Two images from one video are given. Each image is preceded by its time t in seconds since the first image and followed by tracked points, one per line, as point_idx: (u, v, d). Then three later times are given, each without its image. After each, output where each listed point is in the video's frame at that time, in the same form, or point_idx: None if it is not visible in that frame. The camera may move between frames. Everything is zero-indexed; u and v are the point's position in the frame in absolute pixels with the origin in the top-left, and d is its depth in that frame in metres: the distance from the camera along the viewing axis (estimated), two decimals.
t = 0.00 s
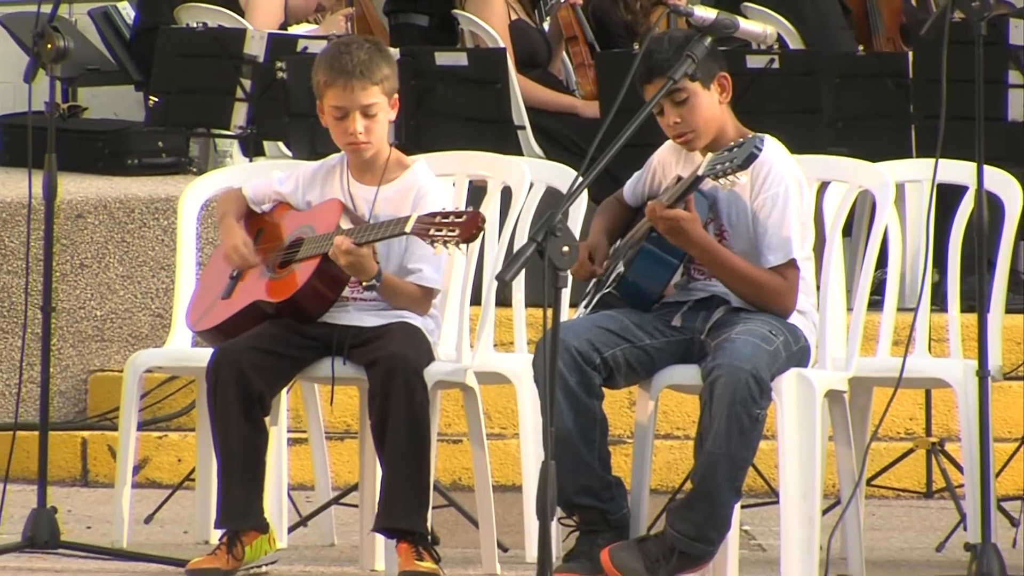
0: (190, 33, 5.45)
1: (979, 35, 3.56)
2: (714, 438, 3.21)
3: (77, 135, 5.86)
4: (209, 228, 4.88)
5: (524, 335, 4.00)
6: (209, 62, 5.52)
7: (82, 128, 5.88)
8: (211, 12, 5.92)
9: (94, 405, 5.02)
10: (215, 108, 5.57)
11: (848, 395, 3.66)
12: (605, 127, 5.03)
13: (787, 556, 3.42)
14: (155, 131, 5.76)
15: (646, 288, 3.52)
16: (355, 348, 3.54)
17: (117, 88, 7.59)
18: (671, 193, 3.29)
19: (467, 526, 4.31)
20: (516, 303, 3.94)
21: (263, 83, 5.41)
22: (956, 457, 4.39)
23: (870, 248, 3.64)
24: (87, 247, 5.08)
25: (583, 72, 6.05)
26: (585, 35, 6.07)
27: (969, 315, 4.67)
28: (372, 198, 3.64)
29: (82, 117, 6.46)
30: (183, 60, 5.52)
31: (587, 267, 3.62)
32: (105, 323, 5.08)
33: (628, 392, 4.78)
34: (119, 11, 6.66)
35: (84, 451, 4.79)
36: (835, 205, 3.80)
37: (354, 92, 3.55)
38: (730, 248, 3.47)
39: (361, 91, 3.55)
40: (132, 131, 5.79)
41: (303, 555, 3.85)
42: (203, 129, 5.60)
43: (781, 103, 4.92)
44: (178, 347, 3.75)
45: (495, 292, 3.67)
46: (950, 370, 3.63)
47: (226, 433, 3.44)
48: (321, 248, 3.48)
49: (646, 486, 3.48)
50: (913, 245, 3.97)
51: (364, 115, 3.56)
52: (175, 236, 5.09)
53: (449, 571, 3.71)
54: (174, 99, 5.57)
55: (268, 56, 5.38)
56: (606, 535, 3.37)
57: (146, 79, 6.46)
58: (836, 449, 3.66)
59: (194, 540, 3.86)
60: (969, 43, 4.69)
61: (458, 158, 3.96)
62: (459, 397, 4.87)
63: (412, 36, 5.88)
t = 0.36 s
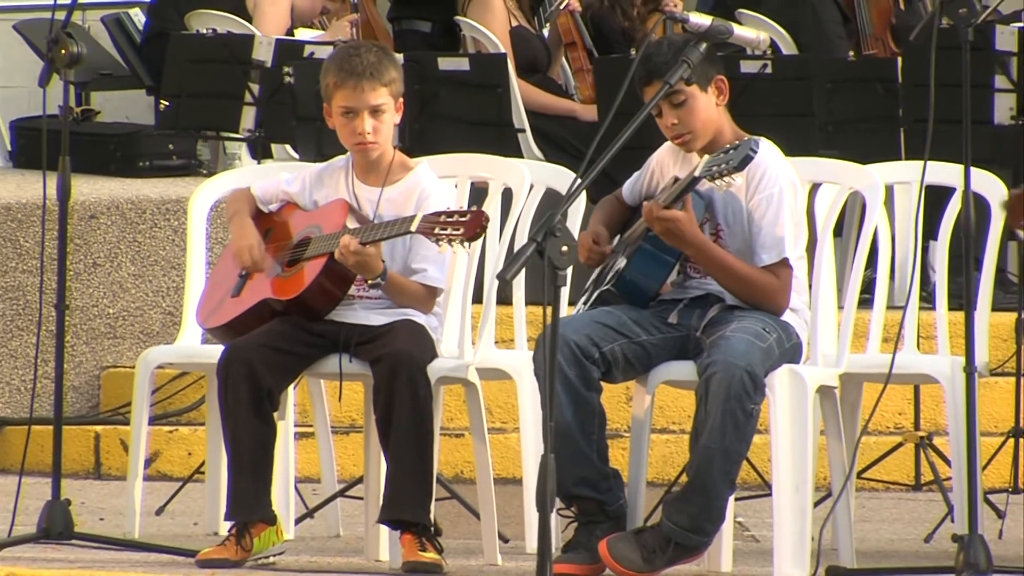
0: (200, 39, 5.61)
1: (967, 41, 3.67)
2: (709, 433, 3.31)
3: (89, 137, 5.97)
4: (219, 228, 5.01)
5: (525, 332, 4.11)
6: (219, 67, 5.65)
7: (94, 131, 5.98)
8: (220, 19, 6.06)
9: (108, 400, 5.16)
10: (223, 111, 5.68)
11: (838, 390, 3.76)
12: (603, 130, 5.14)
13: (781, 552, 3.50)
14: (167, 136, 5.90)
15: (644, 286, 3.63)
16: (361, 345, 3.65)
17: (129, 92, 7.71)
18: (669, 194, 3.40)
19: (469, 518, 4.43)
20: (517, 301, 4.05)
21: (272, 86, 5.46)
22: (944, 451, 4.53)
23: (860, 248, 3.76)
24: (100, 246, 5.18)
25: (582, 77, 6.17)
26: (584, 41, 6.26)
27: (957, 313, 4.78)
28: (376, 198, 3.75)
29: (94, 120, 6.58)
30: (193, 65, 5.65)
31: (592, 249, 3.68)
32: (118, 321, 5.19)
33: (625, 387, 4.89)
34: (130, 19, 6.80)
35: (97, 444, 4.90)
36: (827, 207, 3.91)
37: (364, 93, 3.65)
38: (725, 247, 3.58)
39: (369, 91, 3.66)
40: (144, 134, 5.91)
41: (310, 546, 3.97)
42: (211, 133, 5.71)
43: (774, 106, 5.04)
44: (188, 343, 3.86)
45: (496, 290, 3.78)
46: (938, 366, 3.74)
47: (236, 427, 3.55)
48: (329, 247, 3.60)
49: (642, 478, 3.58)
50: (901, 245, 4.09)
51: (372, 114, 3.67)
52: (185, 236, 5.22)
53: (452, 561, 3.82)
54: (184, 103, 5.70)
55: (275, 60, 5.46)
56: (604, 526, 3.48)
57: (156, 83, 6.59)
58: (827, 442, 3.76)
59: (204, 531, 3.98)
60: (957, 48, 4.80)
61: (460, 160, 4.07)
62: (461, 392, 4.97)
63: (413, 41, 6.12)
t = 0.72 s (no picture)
0: (210, 40, 5.72)
1: (954, 43, 3.78)
2: (705, 423, 3.43)
3: (102, 136, 6.06)
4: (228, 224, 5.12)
5: (525, 326, 4.22)
6: (227, 67, 5.76)
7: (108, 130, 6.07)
8: (226, 20, 6.18)
9: (120, 391, 5.28)
10: (233, 112, 5.78)
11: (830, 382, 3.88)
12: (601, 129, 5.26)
13: (774, 539, 3.61)
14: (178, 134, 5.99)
15: (641, 280, 3.74)
16: (366, 337, 3.76)
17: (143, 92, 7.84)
18: (665, 190, 3.50)
19: (471, 505, 4.55)
20: (517, 295, 4.16)
21: (280, 87, 5.59)
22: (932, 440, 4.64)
23: (851, 243, 3.87)
24: (113, 242, 5.31)
25: (580, 77, 6.28)
26: (582, 43, 6.38)
27: (945, 307, 4.90)
28: (381, 196, 3.86)
29: (108, 119, 6.70)
30: (203, 66, 5.77)
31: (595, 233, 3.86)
32: (130, 314, 5.32)
33: (623, 377, 5.02)
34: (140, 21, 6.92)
35: (110, 434, 5.05)
36: (818, 203, 4.03)
37: (373, 91, 3.77)
38: (719, 243, 3.68)
39: (378, 90, 3.77)
40: (155, 133, 6.03)
41: (317, 532, 4.09)
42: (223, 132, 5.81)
43: (767, 106, 5.17)
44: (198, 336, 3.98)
45: (496, 283, 3.89)
46: (926, 359, 3.85)
47: (245, 418, 3.66)
48: (334, 243, 3.70)
49: (640, 468, 3.71)
50: (890, 241, 4.21)
51: (381, 113, 3.78)
52: (195, 232, 5.33)
53: (455, 547, 3.94)
54: (195, 103, 5.80)
55: (283, 62, 5.59)
56: (602, 514, 3.59)
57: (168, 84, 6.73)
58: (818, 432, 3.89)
59: (213, 519, 4.12)
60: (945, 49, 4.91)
61: (463, 157, 4.19)
62: (463, 383, 5.10)
63: (417, 42, 6.37)
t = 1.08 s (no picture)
0: (219, 34, 5.83)
1: (939, 37, 3.89)
2: (699, 406, 3.55)
3: (114, 128, 6.19)
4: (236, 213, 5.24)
5: (525, 311, 4.35)
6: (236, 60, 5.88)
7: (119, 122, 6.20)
8: (240, 17, 6.30)
9: (133, 375, 5.42)
10: (241, 104, 5.89)
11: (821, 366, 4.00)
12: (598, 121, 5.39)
13: (767, 515, 3.72)
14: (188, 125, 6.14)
15: (635, 268, 3.87)
16: (371, 323, 3.87)
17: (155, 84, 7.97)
18: (659, 179, 3.62)
19: (472, 485, 4.69)
20: (517, 281, 4.29)
21: (286, 79, 5.81)
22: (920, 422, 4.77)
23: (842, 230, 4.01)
24: (125, 230, 5.45)
25: (578, 70, 6.40)
26: (580, 37, 6.52)
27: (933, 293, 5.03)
28: (385, 184, 3.97)
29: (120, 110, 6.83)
30: (214, 59, 5.89)
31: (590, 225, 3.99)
32: (142, 300, 5.45)
33: (620, 361, 5.16)
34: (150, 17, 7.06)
35: (122, 417, 5.20)
36: (809, 192, 4.15)
37: (382, 80, 3.90)
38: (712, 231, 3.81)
39: (386, 79, 3.91)
40: (167, 124, 6.14)
41: (323, 510, 4.23)
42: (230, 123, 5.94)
43: (760, 99, 5.31)
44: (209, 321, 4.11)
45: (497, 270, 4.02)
46: (914, 342, 3.97)
47: (254, 401, 3.77)
48: (340, 230, 3.83)
49: (636, 450, 3.85)
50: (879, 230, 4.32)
51: (390, 102, 3.90)
52: (204, 220, 5.44)
53: (457, 526, 4.06)
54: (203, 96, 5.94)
55: (290, 55, 5.78)
56: (599, 494, 3.71)
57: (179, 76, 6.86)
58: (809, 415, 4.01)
59: (222, 498, 4.26)
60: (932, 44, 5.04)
61: (465, 148, 4.31)
62: (464, 367, 5.23)
63: (423, 39, 6.48)
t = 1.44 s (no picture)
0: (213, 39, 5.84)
1: (933, 42, 3.91)
2: (694, 409, 3.56)
3: (110, 133, 6.19)
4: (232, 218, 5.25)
5: (520, 316, 4.37)
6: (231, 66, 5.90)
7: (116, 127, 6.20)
8: (234, 21, 6.32)
9: (129, 378, 5.45)
10: (236, 108, 5.94)
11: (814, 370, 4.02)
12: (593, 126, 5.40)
13: (761, 520, 3.72)
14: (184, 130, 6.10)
15: (632, 272, 3.88)
16: (366, 327, 3.89)
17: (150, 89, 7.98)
18: (656, 184, 3.61)
19: (467, 489, 4.70)
20: (513, 285, 4.31)
21: (282, 84, 5.78)
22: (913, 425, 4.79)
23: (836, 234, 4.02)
24: (121, 235, 5.48)
25: (573, 75, 6.44)
26: (575, 41, 6.53)
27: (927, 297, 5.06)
28: (380, 189, 3.99)
29: (116, 115, 6.83)
30: (209, 65, 5.90)
31: (586, 223, 4.01)
32: (138, 304, 5.47)
33: (615, 365, 5.17)
34: (146, 22, 7.08)
35: (118, 421, 5.21)
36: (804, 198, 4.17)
37: (379, 86, 3.92)
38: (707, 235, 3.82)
39: (383, 85, 3.92)
40: (163, 129, 6.15)
41: (319, 514, 4.25)
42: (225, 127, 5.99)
43: (757, 103, 5.30)
44: (205, 326, 4.12)
45: (492, 275, 4.04)
46: (906, 347, 3.98)
47: (250, 404, 3.79)
48: (335, 235, 3.84)
49: (631, 453, 3.85)
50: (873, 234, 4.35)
51: (388, 108, 3.92)
52: (201, 224, 5.46)
53: (451, 529, 4.07)
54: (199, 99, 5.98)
55: (286, 60, 5.75)
56: (594, 497, 3.72)
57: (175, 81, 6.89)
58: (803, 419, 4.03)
59: (219, 502, 4.28)
60: (926, 48, 5.15)
61: (461, 152, 4.34)
62: (459, 371, 5.25)
63: (417, 43, 6.50)
